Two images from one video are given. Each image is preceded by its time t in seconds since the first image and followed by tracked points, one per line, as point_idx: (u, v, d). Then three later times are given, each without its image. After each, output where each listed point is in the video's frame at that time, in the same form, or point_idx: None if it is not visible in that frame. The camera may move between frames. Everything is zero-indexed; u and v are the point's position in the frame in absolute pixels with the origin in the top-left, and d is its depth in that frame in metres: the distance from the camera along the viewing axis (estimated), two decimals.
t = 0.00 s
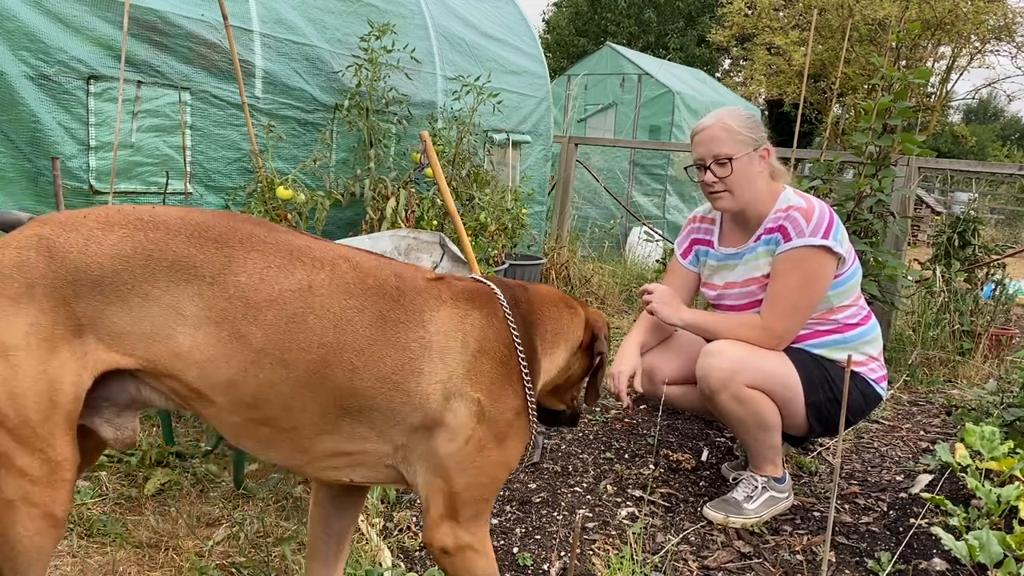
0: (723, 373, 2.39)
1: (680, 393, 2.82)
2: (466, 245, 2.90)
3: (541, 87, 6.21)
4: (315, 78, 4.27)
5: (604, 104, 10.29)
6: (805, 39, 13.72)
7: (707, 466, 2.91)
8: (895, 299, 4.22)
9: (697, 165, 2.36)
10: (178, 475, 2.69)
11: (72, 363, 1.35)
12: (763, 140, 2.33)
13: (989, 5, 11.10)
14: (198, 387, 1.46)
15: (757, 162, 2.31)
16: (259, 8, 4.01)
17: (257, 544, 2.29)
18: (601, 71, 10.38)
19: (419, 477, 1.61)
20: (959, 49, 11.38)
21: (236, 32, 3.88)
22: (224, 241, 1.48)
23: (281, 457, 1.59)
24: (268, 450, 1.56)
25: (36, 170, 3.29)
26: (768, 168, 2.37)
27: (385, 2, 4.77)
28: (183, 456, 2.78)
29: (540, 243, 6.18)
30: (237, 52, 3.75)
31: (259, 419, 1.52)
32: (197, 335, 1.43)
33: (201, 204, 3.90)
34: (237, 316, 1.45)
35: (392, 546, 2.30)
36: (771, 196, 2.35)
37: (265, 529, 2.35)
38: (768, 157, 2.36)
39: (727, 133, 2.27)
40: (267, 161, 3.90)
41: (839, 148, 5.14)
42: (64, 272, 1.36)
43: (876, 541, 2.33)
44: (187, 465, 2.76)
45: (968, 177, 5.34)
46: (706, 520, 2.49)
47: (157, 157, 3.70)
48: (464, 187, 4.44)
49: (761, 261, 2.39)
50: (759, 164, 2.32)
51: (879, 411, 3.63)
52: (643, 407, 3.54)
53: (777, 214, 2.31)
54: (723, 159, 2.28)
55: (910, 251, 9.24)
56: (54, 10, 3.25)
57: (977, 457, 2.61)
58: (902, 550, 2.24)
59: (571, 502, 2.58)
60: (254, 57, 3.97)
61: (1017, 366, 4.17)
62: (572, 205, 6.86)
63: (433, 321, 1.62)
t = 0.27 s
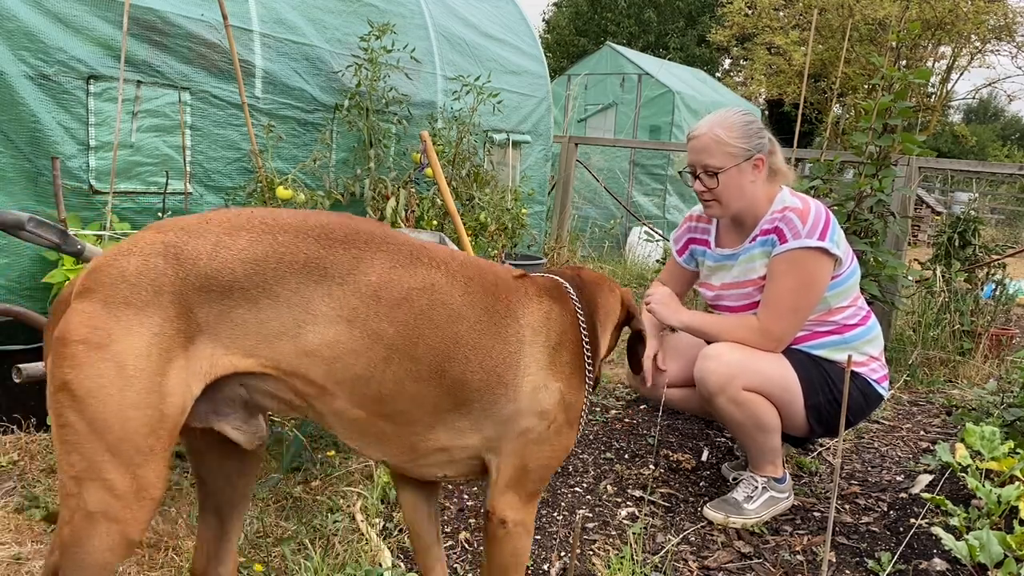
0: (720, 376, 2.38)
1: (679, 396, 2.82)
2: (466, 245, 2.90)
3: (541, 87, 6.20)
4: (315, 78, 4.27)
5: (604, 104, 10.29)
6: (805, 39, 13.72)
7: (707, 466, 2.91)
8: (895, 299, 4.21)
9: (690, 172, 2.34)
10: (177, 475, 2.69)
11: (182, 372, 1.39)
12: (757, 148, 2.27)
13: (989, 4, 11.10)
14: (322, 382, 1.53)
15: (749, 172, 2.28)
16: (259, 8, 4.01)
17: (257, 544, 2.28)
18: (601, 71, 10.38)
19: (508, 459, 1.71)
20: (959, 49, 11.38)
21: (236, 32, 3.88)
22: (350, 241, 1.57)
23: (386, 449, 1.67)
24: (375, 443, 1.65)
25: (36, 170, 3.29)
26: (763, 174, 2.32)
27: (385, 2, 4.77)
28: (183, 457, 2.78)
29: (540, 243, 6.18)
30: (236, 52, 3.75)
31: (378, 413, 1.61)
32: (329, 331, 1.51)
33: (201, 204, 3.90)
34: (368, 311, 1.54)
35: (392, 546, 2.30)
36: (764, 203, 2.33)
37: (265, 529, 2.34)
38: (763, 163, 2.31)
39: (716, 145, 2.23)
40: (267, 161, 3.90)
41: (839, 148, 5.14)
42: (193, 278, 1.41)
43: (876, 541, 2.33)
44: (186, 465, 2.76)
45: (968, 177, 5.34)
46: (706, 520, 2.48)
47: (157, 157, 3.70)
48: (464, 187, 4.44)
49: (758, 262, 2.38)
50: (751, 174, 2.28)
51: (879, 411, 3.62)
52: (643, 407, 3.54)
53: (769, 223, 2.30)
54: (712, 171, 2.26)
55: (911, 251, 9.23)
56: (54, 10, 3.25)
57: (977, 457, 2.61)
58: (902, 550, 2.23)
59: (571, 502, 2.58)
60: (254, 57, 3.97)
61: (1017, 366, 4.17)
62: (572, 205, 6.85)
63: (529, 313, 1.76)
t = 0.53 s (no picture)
0: (721, 372, 2.41)
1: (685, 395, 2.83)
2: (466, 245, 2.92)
3: (541, 87, 6.21)
4: (315, 78, 4.27)
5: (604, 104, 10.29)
6: (804, 39, 13.72)
7: (707, 466, 2.91)
8: (895, 299, 4.21)
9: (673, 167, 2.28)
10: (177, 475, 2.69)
11: (309, 365, 1.55)
12: (740, 146, 2.18)
13: (989, 5, 11.09)
14: (433, 366, 1.72)
15: (730, 170, 2.20)
16: (259, 8, 4.01)
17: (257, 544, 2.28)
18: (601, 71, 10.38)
19: (564, 437, 1.90)
20: (959, 49, 11.38)
21: (236, 32, 3.88)
22: (450, 239, 1.79)
23: (481, 431, 1.85)
24: (470, 423, 1.83)
25: (36, 170, 3.29)
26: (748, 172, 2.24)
27: (385, 2, 4.77)
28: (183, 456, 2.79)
29: (540, 243, 6.18)
30: (236, 52, 3.74)
31: (479, 391, 1.80)
32: (442, 321, 1.71)
33: (201, 204, 3.90)
34: (474, 299, 1.76)
35: (392, 546, 2.30)
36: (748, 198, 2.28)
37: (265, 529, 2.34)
38: (748, 161, 2.23)
39: (696, 145, 2.16)
40: (267, 161, 3.90)
41: (839, 148, 5.14)
42: (325, 275, 1.59)
43: (876, 541, 2.33)
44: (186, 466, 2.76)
45: (968, 177, 5.34)
46: (706, 520, 2.48)
47: (157, 157, 3.70)
48: (464, 187, 4.44)
49: (745, 256, 2.37)
50: (734, 172, 2.22)
51: (879, 411, 3.62)
52: (643, 407, 3.54)
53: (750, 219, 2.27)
54: (692, 170, 2.21)
55: (911, 251, 9.23)
56: (54, 10, 3.25)
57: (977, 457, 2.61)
58: (902, 550, 2.23)
59: (571, 502, 2.58)
60: (254, 57, 3.96)
61: (1017, 366, 4.17)
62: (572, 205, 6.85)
63: (589, 304, 2.03)
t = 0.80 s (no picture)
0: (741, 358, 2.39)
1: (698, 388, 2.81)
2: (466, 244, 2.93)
3: (541, 87, 6.20)
4: (315, 78, 4.27)
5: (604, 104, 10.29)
6: (804, 39, 13.71)
7: (707, 466, 2.91)
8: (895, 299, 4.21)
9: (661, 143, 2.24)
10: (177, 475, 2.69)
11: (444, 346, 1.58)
12: (724, 112, 2.14)
13: (989, 5, 11.08)
14: (504, 350, 1.75)
15: (718, 136, 2.17)
16: (259, 8, 4.00)
17: (257, 544, 2.28)
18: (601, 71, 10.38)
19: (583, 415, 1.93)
20: (959, 49, 11.37)
21: (236, 32, 3.88)
22: (509, 241, 1.84)
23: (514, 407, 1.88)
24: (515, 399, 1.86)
25: (36, 170, 3.29)
26: (736, 136, 2.20)
27: (385, 2, 4.77)
28: (183, 456, 2.79)
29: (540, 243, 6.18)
30: (236, 52, 3.74)
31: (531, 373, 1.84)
32: (536, 314, 1.80)
33: (201, 204, 3.90)
34: (542, 292, 1.82)
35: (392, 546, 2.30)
36: (740, 163, 2.24)
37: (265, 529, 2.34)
38: (736, 125, 2.18)
39: (680, 115, 2.12)
40: (267, 161, 3.90)
41: (839, 148, 5.14)
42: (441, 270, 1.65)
43: (876, 541, 2.33)
44: (186, 466, 2.76)
45: (969, 177, 5.34)
46: (706, 520, 2.48)
47: (157, 157, 3.70)
48: (464, 187, 4.44)
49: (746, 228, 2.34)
50: (721, 137, 2.18)
51: (879, 411, 3.62)
52: (643, 407, 3.55)
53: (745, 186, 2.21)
54: (679, 142, 2.18)
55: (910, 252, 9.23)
56: (54, 10, 3.25)
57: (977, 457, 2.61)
58: (902, 550, 2.23)
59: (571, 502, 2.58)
60: (254, 57, 3.96)
61: (1017, 366, 4.17)
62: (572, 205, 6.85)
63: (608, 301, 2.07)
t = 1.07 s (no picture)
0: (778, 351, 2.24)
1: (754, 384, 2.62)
2: (466, 245, 2.94)
3: (541, 87, 6.21)
4: (315, 78, 4.27)
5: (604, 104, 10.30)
6: (804, 39, 13.72)
7: (707, 466, 2.90)
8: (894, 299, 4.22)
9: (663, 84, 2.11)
10: (177, 475, 2.70)
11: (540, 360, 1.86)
12: (716, 44, 1.95)
13: (989, 4, 11.07)
14: (576, 345, 2.11)
15: (714, 70, 1.98)
16: (259, 8, 4.00)
17: (257, 544, 2.28)
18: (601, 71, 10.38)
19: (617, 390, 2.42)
20: (959, 49, 11.37)
21: (236, 32, 3.88)
22: (571, 251, 2.17)
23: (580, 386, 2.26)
24: (579, 381, 2.23)
25: (36, 170, 3.29)
26: (735, 70, 2.00)
27: (385, 2, 4.77)
28: (183, 456, 2.80)
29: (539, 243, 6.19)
30: (236, 53, 3.75)
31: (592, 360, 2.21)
32: (588, 330, 2.14)
33: (201, 204, 3.90)
34: (598, 293, 2.19)
35: (392, 546, 2.30)
36: (743, 99, 2.04)
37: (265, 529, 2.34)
38: (732, 55, 1.98)
39: (670, 56, 1.97)
40: (267, 161, 3.90)
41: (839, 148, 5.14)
42: (530, 287, 1.93)
43: (876, 541, 2.33)
44: (186, 465, 2.76)
45: (968, 176, 5.34)
46: (707, 520, 2.48)
47: (158, 157, 3.70)
48: (464, 187, 4.44)
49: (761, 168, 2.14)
50: (716, 72, 1.99)
51: (879, 411, 3.63)
52: (643, 407, 3.55)
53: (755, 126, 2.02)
54: (676, 81, 2.03)
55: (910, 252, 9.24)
56: (54, 10, 3.24)
57: (976, 457, 2.61)
58: (902, 550, 2.23)
59: (571, 502, 2.58)
60: (254, 57, 3.97)
61: (1017, 366, 4.18)
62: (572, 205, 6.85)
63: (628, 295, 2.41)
